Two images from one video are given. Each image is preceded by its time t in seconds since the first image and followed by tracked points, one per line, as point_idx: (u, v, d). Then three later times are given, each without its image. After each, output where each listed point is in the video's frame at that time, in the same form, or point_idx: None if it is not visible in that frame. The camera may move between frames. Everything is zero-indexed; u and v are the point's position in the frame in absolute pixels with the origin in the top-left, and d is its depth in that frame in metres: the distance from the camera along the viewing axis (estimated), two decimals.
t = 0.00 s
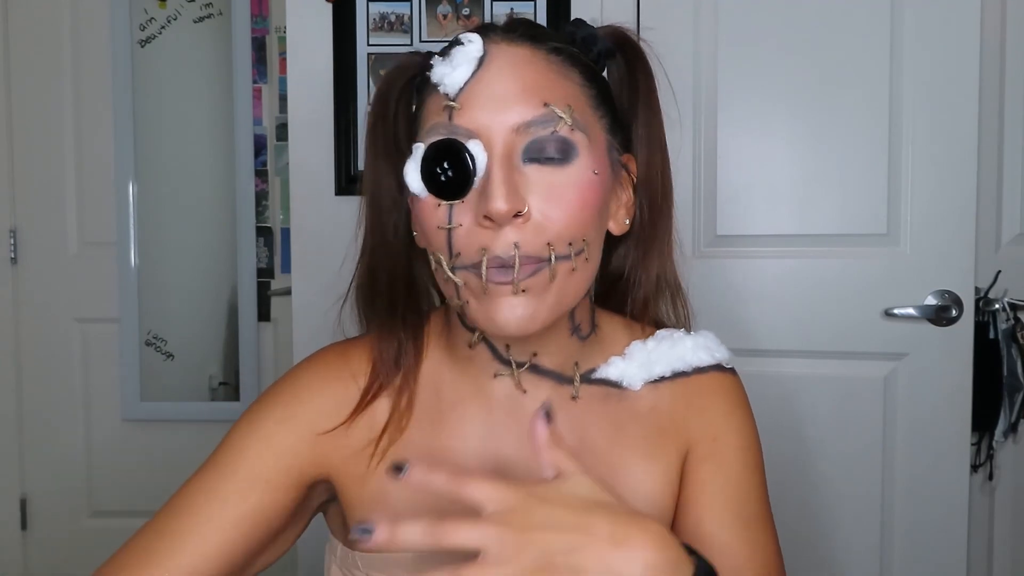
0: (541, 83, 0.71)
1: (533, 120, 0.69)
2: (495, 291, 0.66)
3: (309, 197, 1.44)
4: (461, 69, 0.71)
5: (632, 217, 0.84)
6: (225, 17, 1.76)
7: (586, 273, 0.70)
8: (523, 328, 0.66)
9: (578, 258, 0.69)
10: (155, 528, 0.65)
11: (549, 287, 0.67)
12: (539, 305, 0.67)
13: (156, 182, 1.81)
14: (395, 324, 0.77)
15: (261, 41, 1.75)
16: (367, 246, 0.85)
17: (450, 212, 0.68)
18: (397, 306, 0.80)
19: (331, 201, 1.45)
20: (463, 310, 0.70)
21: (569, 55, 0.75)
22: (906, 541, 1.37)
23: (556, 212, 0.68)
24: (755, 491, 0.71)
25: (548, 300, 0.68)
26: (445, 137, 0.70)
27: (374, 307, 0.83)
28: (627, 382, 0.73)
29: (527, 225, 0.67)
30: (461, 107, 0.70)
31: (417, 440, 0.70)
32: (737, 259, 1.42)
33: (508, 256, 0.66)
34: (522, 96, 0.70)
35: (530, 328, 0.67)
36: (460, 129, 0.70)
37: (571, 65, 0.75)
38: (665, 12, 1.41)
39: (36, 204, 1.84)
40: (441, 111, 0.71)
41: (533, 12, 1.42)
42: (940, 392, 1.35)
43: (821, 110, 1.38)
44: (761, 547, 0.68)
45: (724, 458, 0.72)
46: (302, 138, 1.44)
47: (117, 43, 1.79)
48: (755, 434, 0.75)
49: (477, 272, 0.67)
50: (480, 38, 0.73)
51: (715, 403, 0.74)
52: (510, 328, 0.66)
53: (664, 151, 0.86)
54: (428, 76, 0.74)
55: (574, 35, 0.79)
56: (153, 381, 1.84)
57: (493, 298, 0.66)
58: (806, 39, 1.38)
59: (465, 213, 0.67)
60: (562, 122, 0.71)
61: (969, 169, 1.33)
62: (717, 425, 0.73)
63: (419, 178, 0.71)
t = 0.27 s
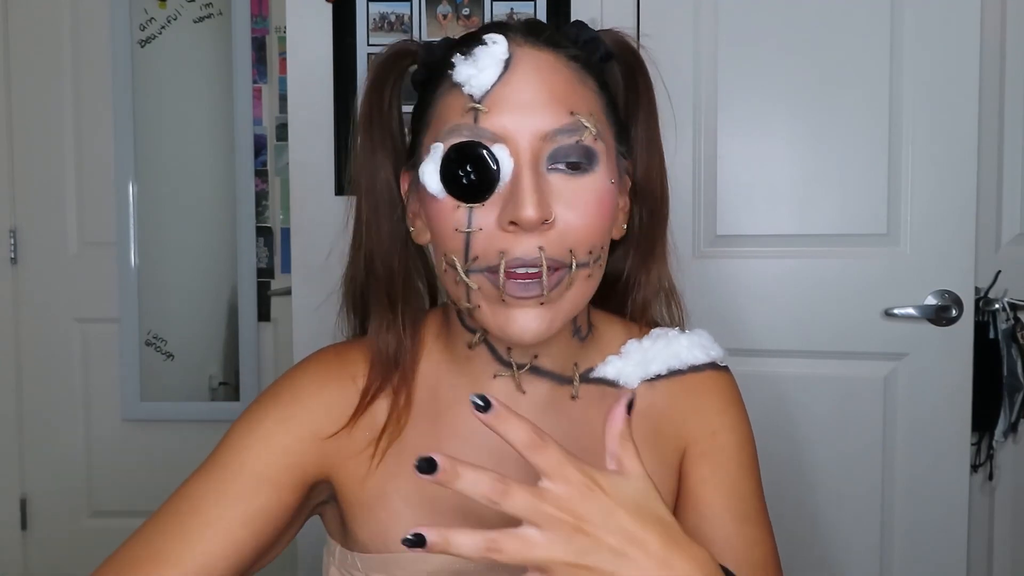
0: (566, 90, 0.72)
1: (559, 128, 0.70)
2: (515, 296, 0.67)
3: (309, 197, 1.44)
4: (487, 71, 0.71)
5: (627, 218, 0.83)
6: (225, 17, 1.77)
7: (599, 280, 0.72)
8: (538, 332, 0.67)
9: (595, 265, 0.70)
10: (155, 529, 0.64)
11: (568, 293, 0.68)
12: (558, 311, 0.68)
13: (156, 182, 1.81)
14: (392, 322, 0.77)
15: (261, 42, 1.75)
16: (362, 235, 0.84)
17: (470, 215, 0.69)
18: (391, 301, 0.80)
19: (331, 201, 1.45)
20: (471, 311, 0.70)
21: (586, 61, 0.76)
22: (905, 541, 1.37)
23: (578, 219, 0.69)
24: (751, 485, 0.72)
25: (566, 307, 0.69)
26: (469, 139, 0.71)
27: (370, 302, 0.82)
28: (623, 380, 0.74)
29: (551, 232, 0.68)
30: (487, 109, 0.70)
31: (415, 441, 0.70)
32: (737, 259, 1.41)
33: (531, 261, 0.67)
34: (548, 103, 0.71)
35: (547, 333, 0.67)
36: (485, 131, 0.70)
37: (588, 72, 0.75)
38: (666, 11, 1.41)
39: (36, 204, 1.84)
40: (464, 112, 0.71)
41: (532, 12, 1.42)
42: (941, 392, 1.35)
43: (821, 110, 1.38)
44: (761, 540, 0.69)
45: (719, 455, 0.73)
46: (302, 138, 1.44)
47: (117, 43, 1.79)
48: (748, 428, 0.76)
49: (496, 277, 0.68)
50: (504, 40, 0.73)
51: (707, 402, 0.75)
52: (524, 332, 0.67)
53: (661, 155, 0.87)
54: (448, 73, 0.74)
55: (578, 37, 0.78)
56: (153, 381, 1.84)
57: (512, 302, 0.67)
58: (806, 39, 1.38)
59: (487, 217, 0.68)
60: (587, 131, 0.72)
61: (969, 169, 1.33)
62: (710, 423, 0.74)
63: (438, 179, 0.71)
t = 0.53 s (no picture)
0: (581, 89, 0.74)
1: (576, 126, 0.72)
2: (531, 294, 0.68)
3: (309, 197, 1.44)
4: (506, 67, 0.72)
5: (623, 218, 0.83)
6: (225, 17, 1.77)
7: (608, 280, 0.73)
8: (552, 331, 0.68)
9: (606, 265, 0.72)
10: (159, 545, 0.64)
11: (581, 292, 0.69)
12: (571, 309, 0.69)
13: (156, 182, 1.81)
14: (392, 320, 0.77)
15: (261, 41, 1.75)
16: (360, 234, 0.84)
17: (484, 212, 0.69)
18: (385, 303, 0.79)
19: (331, 201, 1.45)
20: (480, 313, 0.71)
21: (594, 63, 0.77)
22: (905, 541, 1.37)
23: (594, 217, 0.70)
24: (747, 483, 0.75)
25: (578, 306, 0.70)
26: (485, 133, 0.71)
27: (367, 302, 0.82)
28: (624, 382, 0.74)
29: (569, 229, 0.68)
30: (505, 104, 0.71)
31: (414, 444, 0.70)
32: (737, 259, 1.41)
33: (549, 259, 0.68)
34: (565, 101, 0.72)
35: (560, 332, 0.68)
36: (502, 126, 0.71)
37: (597, 73, 0.77)
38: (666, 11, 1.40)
39: (36, 204, 1.84)
40: (482, 106, 0.72)
41: (533, 11, 1.42)
42: (940, 392, 1.35)
43: (821, 110, 1.38)
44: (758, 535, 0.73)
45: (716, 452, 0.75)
46: (302, 138, 1.43)
47: (117, 43, 1.79)
48: (745, 426, 0.78)
49: (511, 275, 0.68)
50: (520, 36, 0.75)
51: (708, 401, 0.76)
52: (537, 332, 0.68)
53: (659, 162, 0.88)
54: (461, 67, 0.75)
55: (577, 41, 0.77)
56: (153, 381, 1.84)
57: (527, 300, 0.68)
58: (806, 39, 1.38)
59: (503, 213, 0.69)
60: (602, 131, 0.73)
61: (969, 169, 1.33)
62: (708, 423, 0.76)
63: (452, 173, 0.71)
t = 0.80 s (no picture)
0: (594, 92, 0.74)
1: (592, 128, 0.72)
2: (545, 297, 0.69)
3: (309, 197, 1.44)
4: (521, 66, 0.73)
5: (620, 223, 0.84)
6: (225, 17, 1.77)
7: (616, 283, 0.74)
8: (565, 334, 0.69)
9: (617, 267, 0.73)
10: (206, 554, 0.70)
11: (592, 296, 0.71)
12: (583, 312, 0.71)
13: (156, 182, 1.81)
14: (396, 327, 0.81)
15: (261, 42, 1.75)
16: (361, 237, 0.84)
17: (498, 214, 0.70)
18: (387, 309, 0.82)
19: (331, 201, 1.45)
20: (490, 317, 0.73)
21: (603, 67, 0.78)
22: (905, 541, 1.38)
23: (608, 220, 0.71)
24: (747, 489, 0.83)
25: (589, 309, 0.71)
26: (499, 133, 0.71)
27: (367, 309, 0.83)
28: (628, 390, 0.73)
29: (584, 232, 0.69)
30: (520, 104, 0.71)
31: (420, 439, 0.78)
32: (738, 259, 1.41)
33: (565, 261, 0.69)
34: (580, 103, 0.73)
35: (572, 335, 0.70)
36: (517, 126, 0.71)
37: (606, 77, 0.78)
38: (666, 10, 1.40)
39: (36, 204, 1.84)
40: (496, 105, 0.72)
41: (533, 11, 1.42)
42: (940, 391, 1.35)
43: (821, 110, 1.38)
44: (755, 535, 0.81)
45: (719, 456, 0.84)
46: (302, 137, 1.43)
47: (117, 43, 1.79)
48: (746, 433, 0.86)
49: (524, 279, 0.69)
50: (533, 35, 0.75)
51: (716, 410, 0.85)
52: (550, 336, 0.69)
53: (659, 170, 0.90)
54: (475, 65, 0.75)
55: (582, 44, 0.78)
56: (153, 381, 1.84)
57: (541, 303, 0.69)
58: (806, 39, 1.38)
59: (517, 215, 0.69)
60: (615, 134, 0.74)
61: (969, 169, 1.33)
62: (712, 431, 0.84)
63: (466, 173, 0.71)
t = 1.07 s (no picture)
0: (598, 92, 0.74)
1: (594, 128, 0.72)
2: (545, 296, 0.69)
3: (309, 197, 1.44)
4: (524, 65, 0.72)
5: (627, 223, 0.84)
6: (225, 17, 1.77)
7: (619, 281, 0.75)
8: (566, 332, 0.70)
9: (619, 266, 0.73)
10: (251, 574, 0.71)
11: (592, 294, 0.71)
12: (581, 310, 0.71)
13: (156, 182, 1.81)
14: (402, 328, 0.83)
15: (262, 42, 1.75)
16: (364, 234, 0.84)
17: (499, 212, 0.70)
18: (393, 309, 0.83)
19: (330, 200, 1.45)
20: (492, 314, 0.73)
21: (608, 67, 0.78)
22: (905, 541, 1.37)
23: (609, 219, 0.71)
24: (750, 492, 0.82)
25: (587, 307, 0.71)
26: (502, 131, 0.71)
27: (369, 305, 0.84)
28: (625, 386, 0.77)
29: (585, 232, 0.69)
30: (523, 103, 0.71)
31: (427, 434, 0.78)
32: (738, 258, 1.41)
33: (565, 261, 0.69)
34: (583, 102, 0.73)
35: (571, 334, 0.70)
36: (519, 125, 0.71)
37: (611, 76, 0.78)
38: (665, 10, 1.40)
39: (36, 204, 1.84)
40: (499, 104, 0.72)
41: (532, 11, 1.42)
42: (940, 391, 1.35)
43: (821, 110, 1.38)
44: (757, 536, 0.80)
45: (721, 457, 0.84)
46: (302, 137, 1.43)
47: (117, 43, 1.79)
48: (748, 438, 0.86)
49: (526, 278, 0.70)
50: (538, 34, 0.75)
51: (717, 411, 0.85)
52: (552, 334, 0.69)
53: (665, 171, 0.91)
54: (479, 62, 0.75)
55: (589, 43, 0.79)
56: (153, 381, 1.84)
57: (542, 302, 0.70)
58: (805, 39, 1.38)
59: (517, 213, 0.69)
60: (618, 134, 0.74)
61: (969, 169, 1.33)
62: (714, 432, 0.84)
63: (467, 171, 0.71)
